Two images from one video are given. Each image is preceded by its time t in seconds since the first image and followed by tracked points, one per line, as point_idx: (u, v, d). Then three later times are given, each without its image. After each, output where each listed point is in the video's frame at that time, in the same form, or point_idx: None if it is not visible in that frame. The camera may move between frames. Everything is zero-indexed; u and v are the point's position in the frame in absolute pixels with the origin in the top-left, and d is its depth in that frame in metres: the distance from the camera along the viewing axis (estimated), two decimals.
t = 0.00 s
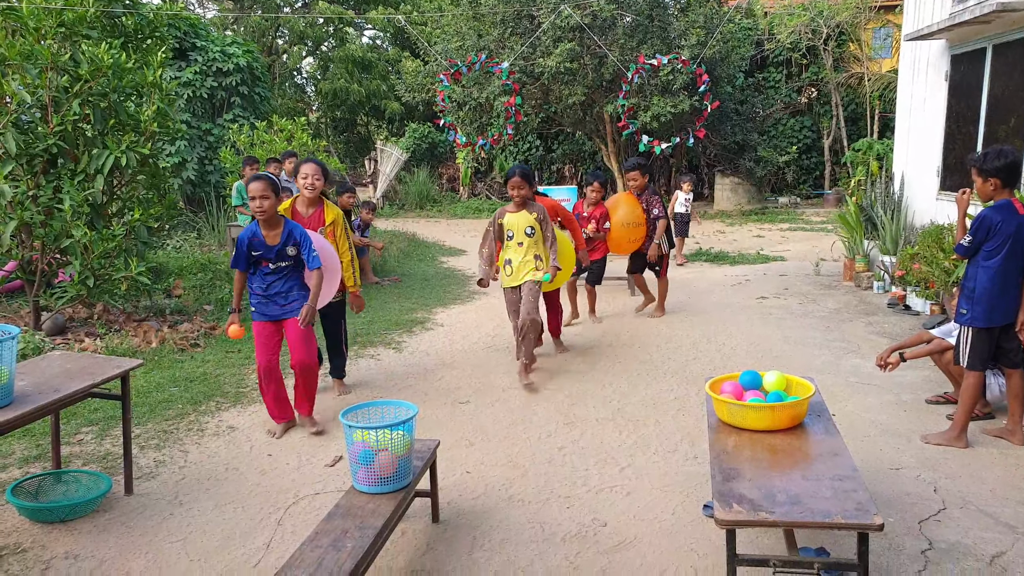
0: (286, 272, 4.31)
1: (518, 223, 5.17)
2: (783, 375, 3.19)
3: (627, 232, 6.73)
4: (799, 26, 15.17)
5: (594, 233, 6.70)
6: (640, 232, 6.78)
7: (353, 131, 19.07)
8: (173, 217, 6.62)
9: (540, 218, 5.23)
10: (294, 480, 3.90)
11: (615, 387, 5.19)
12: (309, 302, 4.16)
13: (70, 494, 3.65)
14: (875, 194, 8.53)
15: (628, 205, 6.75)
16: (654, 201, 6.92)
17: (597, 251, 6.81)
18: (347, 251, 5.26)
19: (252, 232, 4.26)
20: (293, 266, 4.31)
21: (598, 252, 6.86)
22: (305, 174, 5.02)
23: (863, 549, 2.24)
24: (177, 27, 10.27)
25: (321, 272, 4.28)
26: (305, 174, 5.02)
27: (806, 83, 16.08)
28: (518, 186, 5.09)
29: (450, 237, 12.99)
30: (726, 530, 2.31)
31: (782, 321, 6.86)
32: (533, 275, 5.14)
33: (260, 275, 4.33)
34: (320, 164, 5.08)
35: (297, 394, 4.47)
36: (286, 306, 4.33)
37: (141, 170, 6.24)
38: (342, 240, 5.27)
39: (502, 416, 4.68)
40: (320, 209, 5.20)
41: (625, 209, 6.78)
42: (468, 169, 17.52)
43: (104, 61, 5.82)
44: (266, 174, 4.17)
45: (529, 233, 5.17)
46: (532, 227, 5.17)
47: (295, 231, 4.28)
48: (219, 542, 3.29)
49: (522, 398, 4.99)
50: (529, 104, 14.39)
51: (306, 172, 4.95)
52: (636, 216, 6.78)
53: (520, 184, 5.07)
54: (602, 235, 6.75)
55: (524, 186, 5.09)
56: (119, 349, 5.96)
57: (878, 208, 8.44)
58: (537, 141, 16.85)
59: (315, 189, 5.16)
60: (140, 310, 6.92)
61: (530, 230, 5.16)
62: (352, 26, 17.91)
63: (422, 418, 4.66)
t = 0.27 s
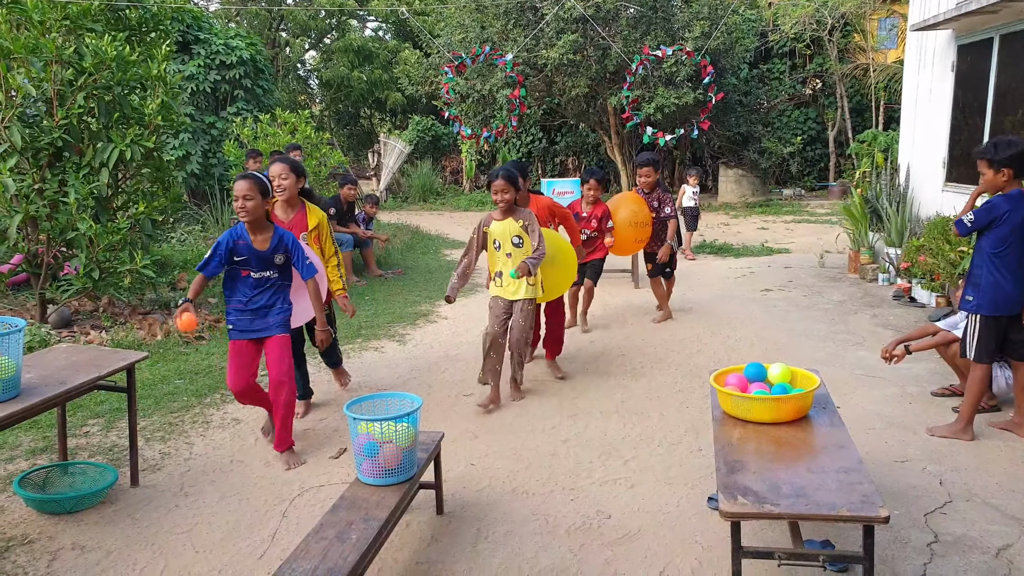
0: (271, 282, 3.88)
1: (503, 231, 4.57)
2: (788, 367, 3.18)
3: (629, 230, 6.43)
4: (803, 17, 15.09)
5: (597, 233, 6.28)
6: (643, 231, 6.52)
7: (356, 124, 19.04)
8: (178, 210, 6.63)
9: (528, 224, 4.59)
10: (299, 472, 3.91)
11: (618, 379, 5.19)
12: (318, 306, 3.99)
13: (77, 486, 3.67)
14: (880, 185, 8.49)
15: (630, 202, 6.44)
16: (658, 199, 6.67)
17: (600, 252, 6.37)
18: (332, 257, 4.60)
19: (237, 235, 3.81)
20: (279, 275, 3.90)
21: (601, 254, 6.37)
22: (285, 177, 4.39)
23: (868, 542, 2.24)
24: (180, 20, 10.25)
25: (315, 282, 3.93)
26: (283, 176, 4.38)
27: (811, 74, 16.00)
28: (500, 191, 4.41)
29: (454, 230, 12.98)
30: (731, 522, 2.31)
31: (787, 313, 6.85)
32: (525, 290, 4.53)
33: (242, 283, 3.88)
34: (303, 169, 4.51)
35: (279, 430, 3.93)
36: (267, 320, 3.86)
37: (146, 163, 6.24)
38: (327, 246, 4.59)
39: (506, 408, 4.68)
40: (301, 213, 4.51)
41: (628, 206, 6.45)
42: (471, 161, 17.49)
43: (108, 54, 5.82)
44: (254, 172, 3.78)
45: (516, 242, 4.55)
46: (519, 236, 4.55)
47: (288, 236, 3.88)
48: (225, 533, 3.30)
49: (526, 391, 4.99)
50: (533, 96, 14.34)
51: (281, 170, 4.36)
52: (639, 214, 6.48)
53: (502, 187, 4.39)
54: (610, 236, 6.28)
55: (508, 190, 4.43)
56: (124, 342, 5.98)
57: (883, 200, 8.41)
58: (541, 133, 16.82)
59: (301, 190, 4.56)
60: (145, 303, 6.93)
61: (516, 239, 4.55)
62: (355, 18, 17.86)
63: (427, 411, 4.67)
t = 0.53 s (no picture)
0: (231, 288, 3.53)
1: (486, 241, 4.07)
2: (792, 362, 3.18)
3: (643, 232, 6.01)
4: (806, 12, 15.03)
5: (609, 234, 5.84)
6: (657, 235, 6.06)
7: (359, 119, 19.02)
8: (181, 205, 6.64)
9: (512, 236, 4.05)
10: (302, 467, 3.91)
11: (621, 375, 5.19)
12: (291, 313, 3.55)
13: (80, 481, 3.68)
14: (883, 181, 8.48)
15: (644, 202, 6.01)
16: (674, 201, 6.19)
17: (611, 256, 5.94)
18: (324, 261, 4.21)
19: (185, 239, 3.44)
20: (238, 279, 3.53)
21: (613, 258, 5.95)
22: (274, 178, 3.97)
23: (872, 538, 2.24)
24: (183, 15, 10.24)
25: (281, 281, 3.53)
26: (267, 172, 3.93)
27: (814, 70, 15.95)
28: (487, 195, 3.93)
29: (457, 225, 12.98)
30: (734, 518, 2.31)
31: (790, 309, 6.84)
32: (504, 305, 3.98)
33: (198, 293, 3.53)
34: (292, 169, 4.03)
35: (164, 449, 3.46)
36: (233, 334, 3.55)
37: (149, 159, 6.24)
38: (319, 254, 4.18)
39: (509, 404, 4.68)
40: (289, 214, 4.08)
41: (642, 206, 6.03)
42: (474, 157, 17.47)
43: (111, 49, 5.81)
44: (195, 172, 3.43)
45: (500, 253, 4.05)
46: (503, 248, 4.05)
47: (241, 235, 3.48)
48: (228, 529, 3.31)
49: (529, 386, 4.99)
50: (535, 91, 14.31)
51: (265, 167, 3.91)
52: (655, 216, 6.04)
53: (490, 190, 3.91)
54: (625, 236, 5.90)
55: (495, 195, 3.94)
56: (127, 337, 5.99)
57: (886, 196, 8.39)
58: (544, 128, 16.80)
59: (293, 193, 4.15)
60: (148, 298, 6.95)
61: (501, 250, 4.05)
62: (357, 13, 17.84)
63: (430, 407, 4.67)
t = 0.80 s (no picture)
0: (206, 294, 3.34)
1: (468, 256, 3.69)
2: (794, 363, 3.18)
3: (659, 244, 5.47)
4: (808, 13, 15.03)
5: (627, 246, 5.23)
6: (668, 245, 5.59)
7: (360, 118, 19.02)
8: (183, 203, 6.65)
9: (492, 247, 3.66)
10: (303, 466, 3.91)
11: (623, 375, 5.19)
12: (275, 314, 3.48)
13: (81, 478, 3.68)
14: (885, 182, 8.48)
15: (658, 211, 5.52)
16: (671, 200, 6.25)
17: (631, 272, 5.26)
18: (306, 253, 4.06)
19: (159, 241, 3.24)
20: (213, 287, 3.34)
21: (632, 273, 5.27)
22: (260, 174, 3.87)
23: (874, 539, 2.22)
24: (186, 13, 10.25)
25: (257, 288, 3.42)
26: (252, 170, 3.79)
27: (816, 70, 15.95)
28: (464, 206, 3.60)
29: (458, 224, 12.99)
30: (736, 518, 2.31)
31: (791, 309, 6.84)
32: (487, 325, 3.60)
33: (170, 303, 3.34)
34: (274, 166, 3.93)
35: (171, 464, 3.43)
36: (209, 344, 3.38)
37: (151, 156, 6.24)
38: (299, 246, 4.03)
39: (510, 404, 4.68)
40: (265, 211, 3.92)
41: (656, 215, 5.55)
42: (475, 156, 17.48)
43: (115, 47, 5.82)
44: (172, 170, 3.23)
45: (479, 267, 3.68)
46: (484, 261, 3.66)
47: (218, 238, 3.33)
48: (229, 527, 3.31)
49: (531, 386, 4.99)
50: (537, 91, 14.31)
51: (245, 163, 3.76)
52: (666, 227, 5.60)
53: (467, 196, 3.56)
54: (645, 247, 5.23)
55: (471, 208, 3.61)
56: (129, 334, 6.00)
57: (888, 197, 8.39)
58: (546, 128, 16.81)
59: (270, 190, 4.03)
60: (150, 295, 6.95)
61: (480, 264, 3.68)
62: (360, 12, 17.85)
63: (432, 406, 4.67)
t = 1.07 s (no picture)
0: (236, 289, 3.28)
1: (441, 276, 3.32)
2: (798, 363, 3.18)
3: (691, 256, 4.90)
4: (812, 12, 15.00)
5: (663, 261, 4.58)
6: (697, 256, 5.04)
7: (363, 117, 19.03)
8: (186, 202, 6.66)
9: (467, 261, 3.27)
10: (307, 465, 3.92)
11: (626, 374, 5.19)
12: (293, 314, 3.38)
13: (85, 476, 3.69)
14: (889, 182, 8.46)
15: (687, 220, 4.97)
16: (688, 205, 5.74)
17: (670, 289, 4.59)
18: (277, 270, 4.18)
19: (190, 231, 3.17)
20: (245, 281, 3.30)
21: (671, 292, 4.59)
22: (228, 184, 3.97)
23: (878, 539, 2.22)
24: (190, 13, 10.26)
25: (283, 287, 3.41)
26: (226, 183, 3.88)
27: (820, 70, 15.92)
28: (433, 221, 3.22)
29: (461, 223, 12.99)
30: (740, 518, 2.31)
31: (795, 309, 6.83)
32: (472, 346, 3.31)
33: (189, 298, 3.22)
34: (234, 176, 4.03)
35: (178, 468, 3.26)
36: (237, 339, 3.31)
37: (155, 156, 6.25)
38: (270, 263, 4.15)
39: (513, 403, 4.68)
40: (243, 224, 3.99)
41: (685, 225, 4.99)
42: (478, 155, 17.47)
43: (119, 47, 5.82)
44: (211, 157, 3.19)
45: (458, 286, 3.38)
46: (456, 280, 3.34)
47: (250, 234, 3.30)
48: (233, 525, 3.32)
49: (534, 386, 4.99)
50: (540, 90, 14.30)
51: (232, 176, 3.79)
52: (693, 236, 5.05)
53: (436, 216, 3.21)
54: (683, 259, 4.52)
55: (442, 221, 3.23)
56: (132, 333, 6.01)
57: (892, 197, 8.38)
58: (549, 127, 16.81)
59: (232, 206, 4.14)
60: (153, 294, 6.97)
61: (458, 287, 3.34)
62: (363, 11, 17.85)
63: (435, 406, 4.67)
